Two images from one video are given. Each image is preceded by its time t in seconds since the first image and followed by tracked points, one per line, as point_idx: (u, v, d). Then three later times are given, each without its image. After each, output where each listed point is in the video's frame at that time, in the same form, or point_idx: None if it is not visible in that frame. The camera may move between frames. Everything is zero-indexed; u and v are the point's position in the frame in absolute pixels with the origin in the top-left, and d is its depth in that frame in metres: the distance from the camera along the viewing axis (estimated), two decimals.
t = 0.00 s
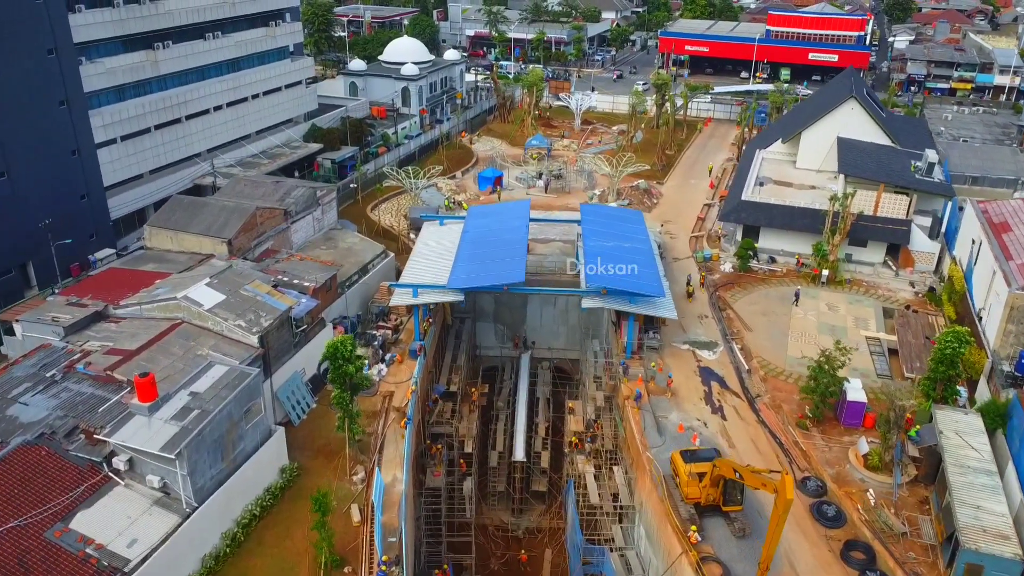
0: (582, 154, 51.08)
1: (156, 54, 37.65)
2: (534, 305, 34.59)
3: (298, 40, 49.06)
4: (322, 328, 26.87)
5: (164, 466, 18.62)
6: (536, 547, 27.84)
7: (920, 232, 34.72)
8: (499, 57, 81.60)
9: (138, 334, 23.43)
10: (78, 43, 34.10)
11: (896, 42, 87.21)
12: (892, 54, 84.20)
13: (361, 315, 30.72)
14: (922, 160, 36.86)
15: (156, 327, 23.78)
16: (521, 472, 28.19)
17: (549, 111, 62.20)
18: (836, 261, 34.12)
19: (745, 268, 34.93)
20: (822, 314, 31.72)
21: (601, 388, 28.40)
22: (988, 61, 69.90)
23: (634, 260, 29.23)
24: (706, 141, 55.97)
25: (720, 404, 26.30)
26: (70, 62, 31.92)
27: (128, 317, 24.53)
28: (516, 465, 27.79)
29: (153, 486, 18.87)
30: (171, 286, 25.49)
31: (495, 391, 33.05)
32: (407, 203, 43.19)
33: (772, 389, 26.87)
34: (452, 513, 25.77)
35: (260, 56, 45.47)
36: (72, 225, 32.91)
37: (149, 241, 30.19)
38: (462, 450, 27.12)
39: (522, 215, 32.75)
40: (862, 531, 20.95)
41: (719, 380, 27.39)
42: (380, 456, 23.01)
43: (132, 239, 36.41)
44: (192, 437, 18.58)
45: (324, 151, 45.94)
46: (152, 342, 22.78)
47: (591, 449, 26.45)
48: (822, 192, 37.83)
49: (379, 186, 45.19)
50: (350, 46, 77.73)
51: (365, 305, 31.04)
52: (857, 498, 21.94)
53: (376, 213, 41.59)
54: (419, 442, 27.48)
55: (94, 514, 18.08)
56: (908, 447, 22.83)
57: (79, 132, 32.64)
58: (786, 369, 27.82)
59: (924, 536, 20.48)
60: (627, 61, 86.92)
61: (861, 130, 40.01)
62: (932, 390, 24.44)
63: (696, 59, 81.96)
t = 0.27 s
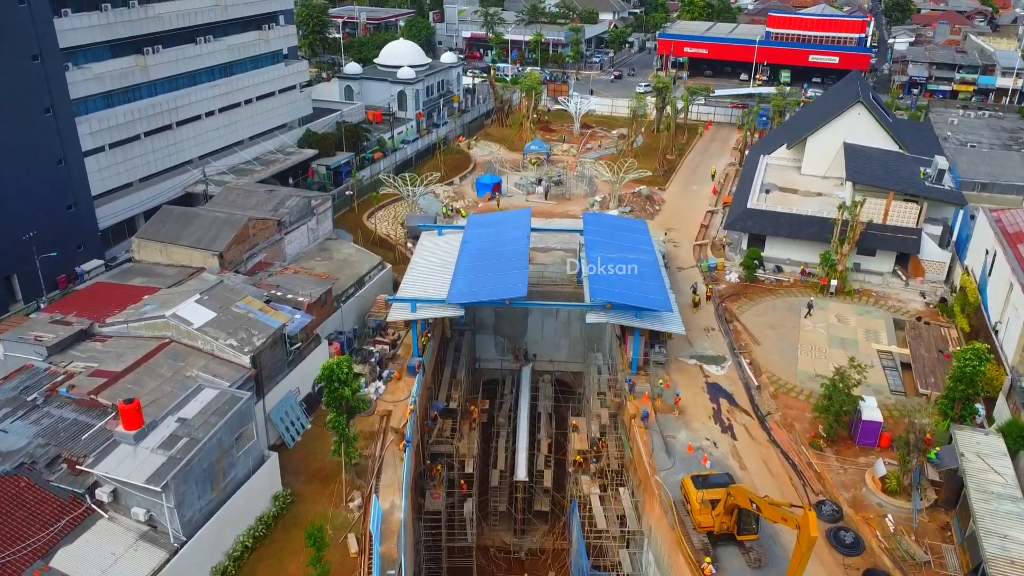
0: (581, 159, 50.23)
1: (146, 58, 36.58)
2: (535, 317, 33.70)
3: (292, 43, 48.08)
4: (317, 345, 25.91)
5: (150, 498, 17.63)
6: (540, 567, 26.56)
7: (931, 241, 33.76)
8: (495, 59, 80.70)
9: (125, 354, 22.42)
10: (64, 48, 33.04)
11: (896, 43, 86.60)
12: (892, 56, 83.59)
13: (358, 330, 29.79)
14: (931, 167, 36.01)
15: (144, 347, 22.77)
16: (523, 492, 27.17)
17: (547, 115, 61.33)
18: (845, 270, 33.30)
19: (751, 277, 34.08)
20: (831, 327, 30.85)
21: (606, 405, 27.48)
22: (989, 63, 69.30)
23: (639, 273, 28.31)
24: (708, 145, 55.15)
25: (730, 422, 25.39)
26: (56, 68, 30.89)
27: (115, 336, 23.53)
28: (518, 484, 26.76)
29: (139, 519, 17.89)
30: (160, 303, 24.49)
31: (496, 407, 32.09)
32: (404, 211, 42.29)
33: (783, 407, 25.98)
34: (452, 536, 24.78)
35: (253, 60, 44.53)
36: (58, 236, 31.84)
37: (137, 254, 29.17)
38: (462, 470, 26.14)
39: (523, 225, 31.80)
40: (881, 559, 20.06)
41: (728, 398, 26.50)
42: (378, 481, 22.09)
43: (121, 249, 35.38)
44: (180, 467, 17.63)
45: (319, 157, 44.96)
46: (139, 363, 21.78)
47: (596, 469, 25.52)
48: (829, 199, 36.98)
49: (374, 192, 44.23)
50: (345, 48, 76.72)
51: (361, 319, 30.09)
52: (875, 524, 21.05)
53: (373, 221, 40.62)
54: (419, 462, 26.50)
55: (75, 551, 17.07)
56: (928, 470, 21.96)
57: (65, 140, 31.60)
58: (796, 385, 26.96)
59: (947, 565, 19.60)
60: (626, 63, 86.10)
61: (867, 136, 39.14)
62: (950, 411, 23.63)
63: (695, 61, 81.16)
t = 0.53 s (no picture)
0: (581, 164, 49.35)
1: (134, 64, 35.77)
2: (536, 330, 32.82)
3: (285, 47, 47.08)
4: (311, 363, 24.95)
5: (134, 535, 16.66)
6: None
7: (941, 249, 33.07)
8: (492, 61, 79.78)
9: (110, 376, 21.41)
10: (49, 53, 32.00)
11: (895, 45, 85.91)
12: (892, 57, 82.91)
13: (354, 345, 28.83)
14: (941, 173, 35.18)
15: (130, 367, 21.77)
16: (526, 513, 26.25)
17: (545, 119, 60.46)
18: (854, 281, 32.48)
19: (758, 288, 33.23)
20: (842, 340, 29.98)
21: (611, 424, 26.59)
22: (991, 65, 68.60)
23: (645, 286, 27.34)
24: (708, 149, 54.32)
25: (740, 442, 24.49)
26: (41, 74, 29.85)
27: (100, 356, 22.52)
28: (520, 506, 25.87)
29: (123, 556, 16.90)
30: (147, 320, 23.49)
31: (498, 422, 31.15)
32: (400, 219, 41.32)
33: (795, 425, 25.10)
34: (453, 562, 23.85)
35: (245, 65, 43.53)
36: (43, 248, 30.79)
37: (126, 267, 28.16)
38: (463, 492, 25.21)
39: (524, 235, 30.84)
40: None
41: (738, 416, 25.63)
42: (376, 510, 21.21)
43: (109, 260, 34.36)
44: (166, 502, 16.66)
45: (313, 163, 43.99)
46: (126, 385, 20.76)
47: (602, 490, 24.61)
48: (836, 207, 36.17)
49: (370, 199, 43.28)
50: (340, 50, 75.68)
51: (358, 333, 29.14)
52: (894, 551, 20.19)
53: (369, 230, 39.64)
54: (419, 484, 25.54)
55: None
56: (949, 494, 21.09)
57: (51, 148, 30.55)
58: (808, 402, 26.11)
59: None
60: (624, 64, 85.26)
61: (874, 141, 38.28)
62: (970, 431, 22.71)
63: (694, 63, 80.35)
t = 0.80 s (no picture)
0: (580, 170, 48.46)
1: (121, 69, 34.62)
2: (537, 343, 31.93)
3: (278, 51, 46.07)
4: (305, 382, 23.97)
5: None
6: None
7: (952, 258, 32.08)
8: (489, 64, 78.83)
9: (93, 400, 20.39)
10: (33, 59, 30.95)
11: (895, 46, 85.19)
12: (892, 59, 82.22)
13: (349, 362, 27.85)
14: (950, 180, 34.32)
15: (115, 391, 20.75)
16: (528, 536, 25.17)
17: (544, 122, 59.57)
18: (863, 291, 31.62)
19: (765, 298, 32.36)
20: (852, 353, 29.11)
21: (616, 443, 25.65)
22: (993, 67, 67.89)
23: (651, 300, 26.43)
24: (709, 153, 53.49)
25: (752, 463, 23.60)
26: (24, 81, 28.79)
27: (83, 378, 21.51)
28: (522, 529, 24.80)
29: None
30: (134, 340, 22.48)
31: (499, 440, 30.11)
32: (397, 227, 40.36)
33: (807, 445, 24.22)
34: None
35: (237, 70, 42.54)
36: (27, 261, 29.69)
37: (112, 281, 27.12)
38: (463, 516, 24.17)
39: (524, 246, 29.91)
40: None
41: (748, 435, 24.74)
42: (374, 540, 20.26)
43: (96, 272, 33.29)
44: (151, 542, 15.65)
45: (307, 170, 42.99)
46: (110, 411, 19.75)
47: (608, 513, 23.59)
48: (843, 214, 35.34)
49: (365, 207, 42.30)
50: (335, 53, 74.63)
51: (353, 349, 28.17)
52: None
53: (364, 239, 38.67)
54: (418, 508, 24.48)
55: None
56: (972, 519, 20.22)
57: (35, 157, 29.48)
58: (820, 420, 25.25)
59: None
60: (622, 66, 84.39)
61: (881, 147, 37.43)
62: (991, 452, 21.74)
63: (692, 65, 79.55)
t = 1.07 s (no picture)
0: (578, 175, 47.58)
1: (105, 75, 33.70)
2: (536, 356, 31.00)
3: (268, 55, 45.01)
4: (297, 404, 22.98)
5: None
6: None
7: (959, 267, 31.54)
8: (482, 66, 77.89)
9: (73, 427, 19.30)
10: (14, 65, 29.82)
11: (891, 47, 84.66)
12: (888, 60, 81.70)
13: (343, 379, 26.86)
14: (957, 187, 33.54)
15: (97, 417, 19.69)
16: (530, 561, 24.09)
17: (539, 126, 58.68)
18: (870, 301, 30.80)
19: (770, 309, 31.52)
20: (861, 366, 28.28)
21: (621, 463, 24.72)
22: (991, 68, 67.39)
23: (656, 314, 25.54)
24: (708, 157, 52.70)
25: (762, 484, 22.73)
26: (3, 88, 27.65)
27: (63, 403, 20.42)
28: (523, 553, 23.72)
29: None
30: (116, 362, 21.41)
31: (497, 458, 29.10)
32: (391, 235, 39.38)
33: (819, 465, 23.37)
34: None
35: (226, 74, 41.48)
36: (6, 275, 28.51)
37: (95, 297, 26.01)
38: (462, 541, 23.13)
39: (523, 257, 28.98)
40: None
41: (757, 454, 23.87)
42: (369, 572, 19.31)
43: (80, 285, 32.16)
44: None
45: (298, 177, 41.94)
46: (90, 439, 18.67)
47: (613, 537, 22.57)
48: (848, 222, 34.58)
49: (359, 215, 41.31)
50: (326, 55, 73.51)
51: (347, 366, 27.18)
52: None
53: (357, 248, 37.67)
54: (415, 534, 23.41)
55: None
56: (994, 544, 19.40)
57: (15, 167, 28.32)
58: (831, 438, 24.42)
59: None
60: (617, 68, 83.59)
61: (886, 153, 36.65)
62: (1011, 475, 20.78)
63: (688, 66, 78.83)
